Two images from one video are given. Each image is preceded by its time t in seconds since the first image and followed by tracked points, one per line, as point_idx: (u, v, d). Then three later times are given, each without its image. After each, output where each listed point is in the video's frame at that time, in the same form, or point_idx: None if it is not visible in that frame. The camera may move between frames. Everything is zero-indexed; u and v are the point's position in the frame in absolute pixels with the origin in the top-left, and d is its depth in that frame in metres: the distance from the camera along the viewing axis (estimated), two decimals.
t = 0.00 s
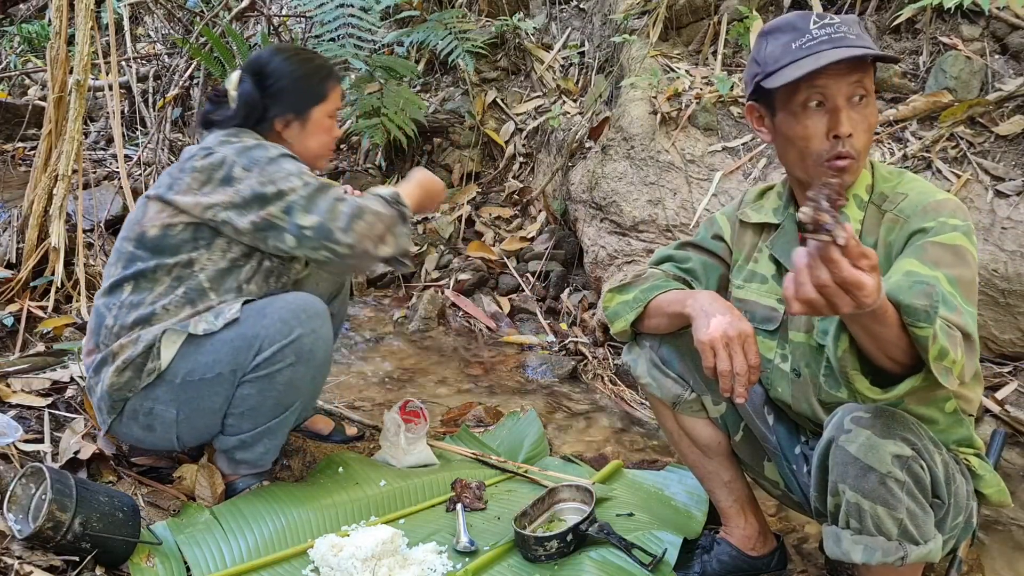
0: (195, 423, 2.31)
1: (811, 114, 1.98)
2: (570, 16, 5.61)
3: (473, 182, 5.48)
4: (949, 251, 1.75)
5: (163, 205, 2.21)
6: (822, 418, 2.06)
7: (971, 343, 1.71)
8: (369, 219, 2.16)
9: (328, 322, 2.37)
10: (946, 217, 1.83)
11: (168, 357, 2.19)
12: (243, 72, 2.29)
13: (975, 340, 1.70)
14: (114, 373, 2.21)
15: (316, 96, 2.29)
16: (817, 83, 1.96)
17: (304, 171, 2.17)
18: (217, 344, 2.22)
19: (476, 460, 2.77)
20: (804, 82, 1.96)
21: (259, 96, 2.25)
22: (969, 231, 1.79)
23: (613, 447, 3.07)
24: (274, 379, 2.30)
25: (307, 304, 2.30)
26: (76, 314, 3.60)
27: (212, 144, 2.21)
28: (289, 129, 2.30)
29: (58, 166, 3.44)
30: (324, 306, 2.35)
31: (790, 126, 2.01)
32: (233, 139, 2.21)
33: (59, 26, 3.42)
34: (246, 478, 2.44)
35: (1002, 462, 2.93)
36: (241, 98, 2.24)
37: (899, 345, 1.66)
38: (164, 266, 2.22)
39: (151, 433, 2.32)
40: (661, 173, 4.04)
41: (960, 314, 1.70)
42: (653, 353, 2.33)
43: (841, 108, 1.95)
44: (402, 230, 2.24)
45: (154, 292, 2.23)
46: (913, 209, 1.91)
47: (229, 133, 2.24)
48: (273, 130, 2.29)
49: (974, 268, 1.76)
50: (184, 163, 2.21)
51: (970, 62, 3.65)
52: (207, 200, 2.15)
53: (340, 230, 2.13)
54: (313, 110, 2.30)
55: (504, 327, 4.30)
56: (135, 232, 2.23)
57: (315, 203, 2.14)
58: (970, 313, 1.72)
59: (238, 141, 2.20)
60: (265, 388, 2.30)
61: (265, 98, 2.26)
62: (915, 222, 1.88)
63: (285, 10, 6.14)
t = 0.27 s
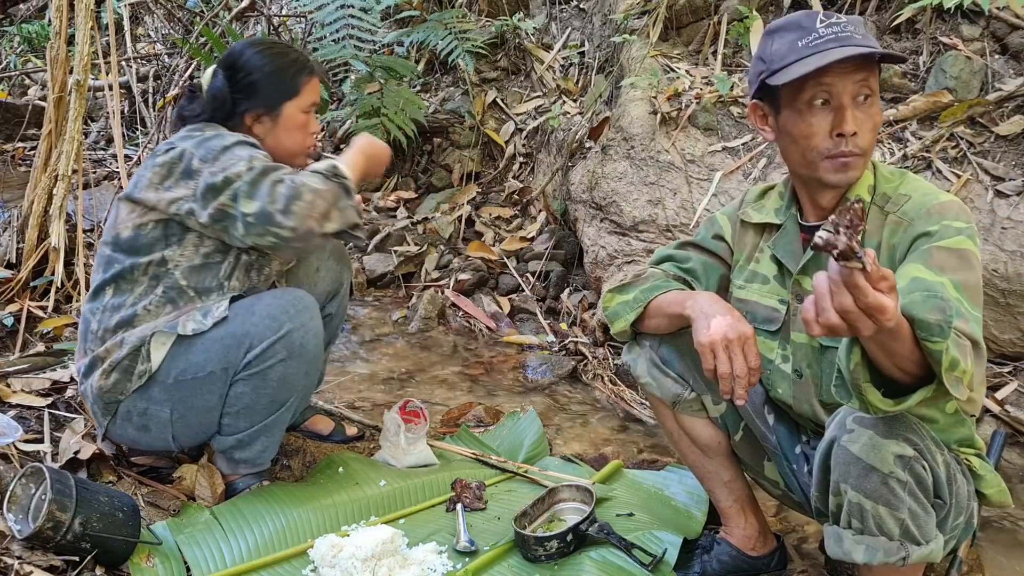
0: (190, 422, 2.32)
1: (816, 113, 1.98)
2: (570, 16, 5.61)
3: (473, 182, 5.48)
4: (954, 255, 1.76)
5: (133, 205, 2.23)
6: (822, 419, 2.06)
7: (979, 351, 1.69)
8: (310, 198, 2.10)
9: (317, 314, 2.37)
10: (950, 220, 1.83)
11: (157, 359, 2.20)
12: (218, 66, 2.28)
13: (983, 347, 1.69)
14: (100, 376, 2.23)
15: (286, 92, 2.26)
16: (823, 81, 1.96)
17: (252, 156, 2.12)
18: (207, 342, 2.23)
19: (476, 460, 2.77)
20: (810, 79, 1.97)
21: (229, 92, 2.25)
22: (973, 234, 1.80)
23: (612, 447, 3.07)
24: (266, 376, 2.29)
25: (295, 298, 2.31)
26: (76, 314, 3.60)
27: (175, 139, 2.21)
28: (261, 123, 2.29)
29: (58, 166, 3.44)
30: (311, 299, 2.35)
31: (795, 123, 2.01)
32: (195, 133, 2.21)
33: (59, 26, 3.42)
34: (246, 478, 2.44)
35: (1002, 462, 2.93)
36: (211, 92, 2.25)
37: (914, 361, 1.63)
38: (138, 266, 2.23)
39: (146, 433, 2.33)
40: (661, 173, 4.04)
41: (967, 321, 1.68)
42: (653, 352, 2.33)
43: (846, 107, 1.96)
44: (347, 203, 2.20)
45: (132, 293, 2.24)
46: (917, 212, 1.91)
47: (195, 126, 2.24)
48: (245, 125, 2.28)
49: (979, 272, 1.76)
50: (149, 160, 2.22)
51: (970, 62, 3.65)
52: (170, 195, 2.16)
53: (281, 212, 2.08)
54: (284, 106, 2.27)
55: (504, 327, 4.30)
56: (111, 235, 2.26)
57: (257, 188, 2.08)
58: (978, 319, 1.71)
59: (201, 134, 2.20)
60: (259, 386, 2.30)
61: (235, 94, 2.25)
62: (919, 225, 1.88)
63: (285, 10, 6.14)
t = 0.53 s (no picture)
0: (189, 424, 2.33)
1: (797, 118, 1.99)
2: (570, 16, 5.60)
3: (473, 182, 5.48)
4: (956, 256, 1.76)
5: (112, 208, 2.20)
6: (823, 420, 2.06)
7: (982, 350, 1.70)
8: (265, 185, 2.06)
9: (312, 314, 2.36)
10: (951, 221, 1.83)
11: (152, 364, 2.22)
12: (194, 62, 2.23)
13: (985, 347, 1.70)
14: (92, 383, 2.24)
15: (256, 88, 2.17)
16: (803, 86, 1.96)
17: (209, 147, 2.08)
18: (202, 345, 2.24)
19: (476, 460, 2.77)
20: (788, 85, 1.97)
21: (201, 90, 2.19)
22: (974, 234, 1.80)
23: (613, 447, 3.07)
24: (264, 377, 2.30)
25: (290, 298, 2.31)
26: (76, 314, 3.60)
27: (149, 137, 2.18)
28: (236, 121, 2.23)
29: (58, 166, 3.44)
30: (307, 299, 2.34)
31: (779, 128, 2.03)
32: (167, 131, 2.17)
33: (59, 26, 3.42)
34: (246, 478, 2.44)
35: (1002, 462, 2.93)
36: (186, 90, 2.21)
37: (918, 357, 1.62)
38: (120, 269, 2.21)
39: (144, 437, 2.34)
40: (661, 173, 4.04)
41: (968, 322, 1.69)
42: (653, 352, 2.33)
43: (827, 111, 1.95)
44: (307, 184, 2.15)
45: (118, 296, 2.24)
46: (918, 212, 1.90)
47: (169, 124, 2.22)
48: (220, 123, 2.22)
49: (981, 272, 1.76)
50: (124, 160, 2.19)
51: (969, 62, 3.65)
52: (145, 195, 2.13)
53: (239, 202, 2.05)
54: (256, 102, 2.20)
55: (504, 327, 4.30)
56: (93, 239, 2.24)
57: (216, 182, 2.06)
58: (980, 320, 1.72)
59: (174, 131, 2.16)
60: (256, 386, 2.30)
61: (208, 92, 2.19)
62: (921, 225, 1.88)
63: (285, 10, 6.14)
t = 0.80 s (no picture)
0: (186, 427, 2.33)
1: (786, 120, 1.99)
2: (570, 16, 5.60)
3: (473, 182, 5.48)
4: (952, 260, 1.75)
5: (99, 213, 2.19)
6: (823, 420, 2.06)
7: (975, 354, 1.68)
8: (229, 177, 1.97)
9: (306, 315, 2.35)
10: (949, 224, 1.82)
11: (145, 370, 2.21)
12: (182, 59, 2.20)
13: (979, 350, 1.67)
14: (87, 391, 2.25)
15: (242, 88, 2.16)
16: (791, 88, 1.96)
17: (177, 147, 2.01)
18: (194, 351, 2.24)
19: (476, 460, 2.77)
20: (777, 87, 1.98)
21: (187, 89, 2.15)
22: (972, 238, 1.78)
23: (613, 447, 3.07)
24: (260, 380, 2.30)
25: (283, 299, 2.30)
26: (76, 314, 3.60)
27: (129, 138, 2.14)
28: (220, 120, 2.21)
29: (58, 166, 3.44)
30: (299, 300, 2.33)
31: (771, 130, 2.04)
32: (147, 131, 2.13)
33: (59, 26, 3.42)
34: (245, 478, 2.44)
35: (1002, 462, 2.93)
36: (171, 89, 2.17)
37: (905, 348, 1.61)
38: (107, 274, 2.20)
39: (143, 442, 2.35)
40: (661, 173, 4.04)
41: (961, 324, 1.66)
42: (653, 353, 2.33)
43: (815, 112, 1.95)
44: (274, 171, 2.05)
45: (107, 301, 2.23)
46: (915, 215, 1.90)
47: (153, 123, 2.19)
48: (204, 123, 2.20)
49: (978, 277, 1.75)
50: (108, 163, 2.16)
51: (970, 62, 3.65)
52: (128, 198, 2.10)
53: (207, 197, 1.97)
54: (241, 102, 2.18)
55: (504, 327, 4.30)
56: (83, 243, 2.23)
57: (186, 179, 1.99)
58: (973, 324, 1.70)
59: (153, 131, 2.12)
60: (252, 389, 2.30)
61: (193, 91, 2.16)
62: (918, 228, 1.87)
63: (285, 10, 6.14)
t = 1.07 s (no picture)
0: (185, 431, 2.33)
1: (780, 120, 2.00)
2: (570, 16, 5.60)
3: (473, 182, 5.48)
4: (942, 265, 1.74)
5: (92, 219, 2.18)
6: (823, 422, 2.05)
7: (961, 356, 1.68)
8: (201, 227, 1.93)
9: (303, 317, 2.35)
10: (943, 228, 1.81)
11: (141, 376, 2.21)
12: (184, 57, 2.20)
13: (965, 351, 1.68)
14: (84, 396, 2.25)
15: (237, 92, 2.12)
16: (785, 88, 1.97)
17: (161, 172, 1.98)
18: (189, 355, 2.23)
19: (476, 460, 2.77)
20: (771, 88, 1.99)
21: (183, 86, 2.14)
22: (966, 242, 1.78)
23: (613, 447, 3.07)
24: (257, 383, 2.30)
25: (280, 302, 2.30)
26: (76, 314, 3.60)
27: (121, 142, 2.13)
28: (212, 121, 2.17)
29: (58, 166, 3.44)
30: (295, 303, 2.33)
31: (766, 130, 2.05)
32: (136, 136, 2.10)
33: (59, 26, 3.42)
34: (245, 478, 2.44)
35: (1002, 462, 2.93)
36: (169, 85, 2.17)
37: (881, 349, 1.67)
38: (102, 278, 2.19)
39: (142, 445, 2.35)
40: (661, 173, 4.04)
41: (947, 327, 1.67)
42: (652, 353, 2.33)
43: (809, 112, 1.95)
44: (250, 227, 1.99)
45: (103, 306, 2.23)
46: (910, 218, 1.89)
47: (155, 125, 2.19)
48: (196, 123, 2.17)
49: (968, 281, 1.74)
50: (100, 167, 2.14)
51: (970, 62, 3.65)
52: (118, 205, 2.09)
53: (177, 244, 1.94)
54: (234, 107, 2.14)
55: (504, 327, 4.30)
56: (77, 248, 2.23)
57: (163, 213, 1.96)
58: (961, 328, 1.71)
59: (144, 135, 2.09)
60: (249, 393, 2.30)
61: (189, 88, 2.14)
62: (912, 232, 1.86)
63: (285, 10, 6.15)
